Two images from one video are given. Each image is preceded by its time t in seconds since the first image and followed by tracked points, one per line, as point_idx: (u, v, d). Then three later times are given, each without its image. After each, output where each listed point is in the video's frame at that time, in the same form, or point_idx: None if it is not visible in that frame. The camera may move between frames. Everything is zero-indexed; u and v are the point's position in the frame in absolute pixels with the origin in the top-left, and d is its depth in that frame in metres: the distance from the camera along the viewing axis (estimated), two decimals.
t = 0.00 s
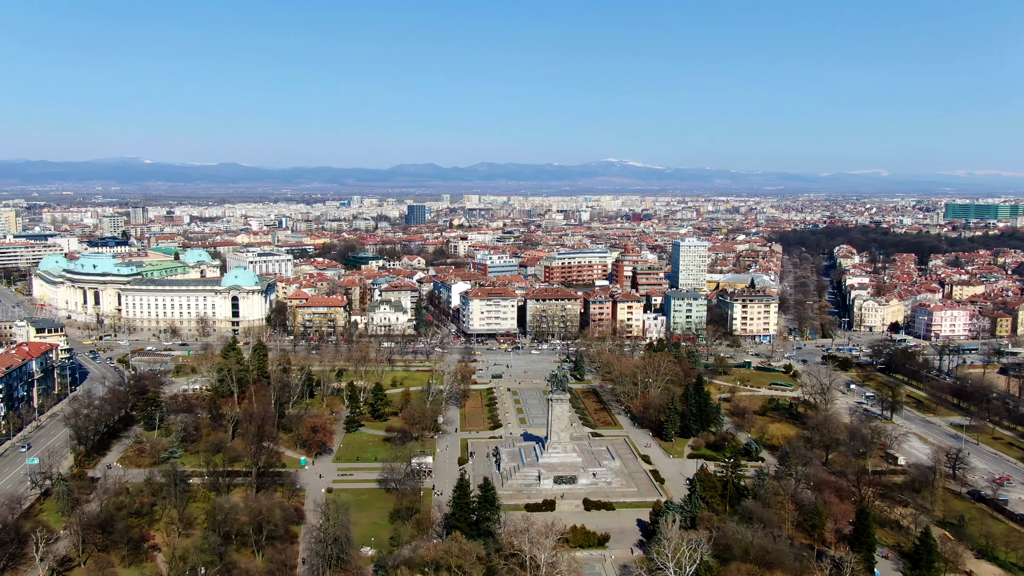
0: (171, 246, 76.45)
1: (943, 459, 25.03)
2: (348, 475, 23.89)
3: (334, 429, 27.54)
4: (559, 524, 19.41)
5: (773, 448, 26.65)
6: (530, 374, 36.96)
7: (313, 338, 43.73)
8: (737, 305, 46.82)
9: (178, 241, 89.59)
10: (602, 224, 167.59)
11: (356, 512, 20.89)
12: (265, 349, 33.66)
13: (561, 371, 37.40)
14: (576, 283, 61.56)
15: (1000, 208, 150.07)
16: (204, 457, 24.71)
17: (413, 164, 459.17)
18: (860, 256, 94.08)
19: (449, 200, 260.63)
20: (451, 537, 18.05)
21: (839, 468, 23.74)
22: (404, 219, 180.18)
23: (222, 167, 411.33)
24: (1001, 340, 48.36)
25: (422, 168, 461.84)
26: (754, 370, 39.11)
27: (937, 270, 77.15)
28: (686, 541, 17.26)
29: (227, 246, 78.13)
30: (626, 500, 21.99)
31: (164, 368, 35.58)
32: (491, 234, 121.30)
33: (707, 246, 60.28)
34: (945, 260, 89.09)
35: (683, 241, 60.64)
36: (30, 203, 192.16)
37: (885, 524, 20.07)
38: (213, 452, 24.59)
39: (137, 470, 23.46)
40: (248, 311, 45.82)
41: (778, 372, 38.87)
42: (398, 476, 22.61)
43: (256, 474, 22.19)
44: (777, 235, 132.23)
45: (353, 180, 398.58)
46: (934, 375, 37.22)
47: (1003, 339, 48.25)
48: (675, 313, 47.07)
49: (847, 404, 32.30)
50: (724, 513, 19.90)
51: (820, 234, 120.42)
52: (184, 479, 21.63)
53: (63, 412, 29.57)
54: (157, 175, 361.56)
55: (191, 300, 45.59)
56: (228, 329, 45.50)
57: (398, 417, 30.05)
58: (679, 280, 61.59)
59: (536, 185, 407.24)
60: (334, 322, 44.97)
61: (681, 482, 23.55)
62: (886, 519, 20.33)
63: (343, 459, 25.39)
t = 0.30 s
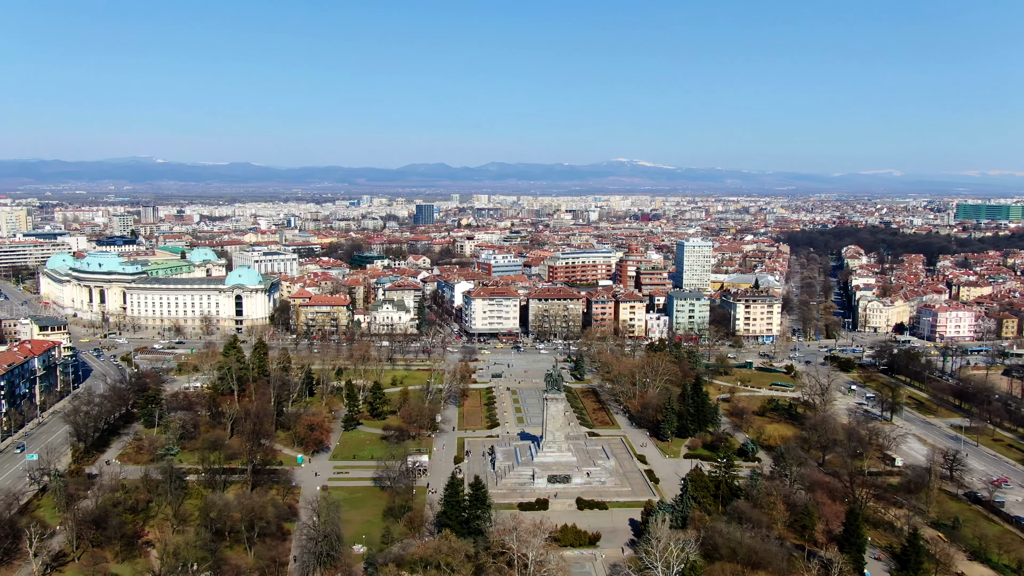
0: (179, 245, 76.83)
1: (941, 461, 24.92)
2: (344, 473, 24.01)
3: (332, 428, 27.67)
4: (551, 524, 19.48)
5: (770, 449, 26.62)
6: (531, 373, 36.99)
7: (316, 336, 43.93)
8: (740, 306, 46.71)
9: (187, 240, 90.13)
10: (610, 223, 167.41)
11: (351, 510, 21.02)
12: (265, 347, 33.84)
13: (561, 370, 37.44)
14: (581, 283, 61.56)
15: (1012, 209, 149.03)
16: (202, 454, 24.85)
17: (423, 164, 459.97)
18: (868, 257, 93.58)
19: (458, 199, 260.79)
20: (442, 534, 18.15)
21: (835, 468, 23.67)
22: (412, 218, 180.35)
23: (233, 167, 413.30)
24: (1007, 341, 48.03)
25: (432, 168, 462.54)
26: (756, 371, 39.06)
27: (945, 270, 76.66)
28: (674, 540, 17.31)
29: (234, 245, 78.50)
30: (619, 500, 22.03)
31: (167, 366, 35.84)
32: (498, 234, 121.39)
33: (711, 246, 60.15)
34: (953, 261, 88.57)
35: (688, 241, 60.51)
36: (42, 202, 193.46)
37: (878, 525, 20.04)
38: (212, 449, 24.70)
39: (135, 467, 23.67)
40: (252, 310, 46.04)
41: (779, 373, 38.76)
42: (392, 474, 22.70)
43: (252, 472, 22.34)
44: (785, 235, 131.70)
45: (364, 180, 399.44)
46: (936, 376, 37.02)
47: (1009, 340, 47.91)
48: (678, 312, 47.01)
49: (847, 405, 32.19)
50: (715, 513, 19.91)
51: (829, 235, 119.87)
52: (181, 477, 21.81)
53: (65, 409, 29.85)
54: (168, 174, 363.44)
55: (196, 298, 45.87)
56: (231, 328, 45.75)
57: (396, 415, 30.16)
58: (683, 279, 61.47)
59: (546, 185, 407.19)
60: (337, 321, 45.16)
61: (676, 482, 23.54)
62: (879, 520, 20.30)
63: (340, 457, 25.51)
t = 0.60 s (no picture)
0: (186, 244, 77.26)
1: (939, 462, 24.81)
2: (340, 471, 24.12)
3: (330, 426, 27.80)
4: (542, 524, 19.51)
5: (766, 449, 26.58)
6: (531, 373, 37.03)
7: (318, 335, 44.13)
8: (743, 306, 46.59)
9: (195, 238, 90.57)
10: (618, 224, 167.24)
11: (345, 508, 21.14)
12: (266, 346, 34.01)
13: (562, 370, 37.46)
14: (585, 283, 61.56)
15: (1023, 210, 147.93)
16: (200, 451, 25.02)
17: (433, 163, 460.12)
18: (876, 257, 93.04)
19: (467, 199, 261.01)
20: (432, 532, 18.23)
21: (830, 468, 23.60)
22: (420, 218, 180.60)
23: (244, 167, 415.21)
24: (1012, 343, 47.71)
25: (442, 167, 463.20)
26: (757, 371, 39.00)
27: (952, 272, 76.19)
28: (663, 539, 17.34)
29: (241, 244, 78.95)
30: (613, 499, 22.05)
31: (170, 365, 36.09)
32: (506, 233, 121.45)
33: (716, 246, 60.01)
34: (962, 261, 88.05)
35: (692, 242, 60.41)
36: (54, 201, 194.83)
37: (870, 526, 20.01)
38: (210, 447, 24.88)
39: (133, 464, 23.86)
40: (256, 309, 46.30)
41: (780, 373, 38.64)
42: (387, 472, 22.79)
43: (248, 470, 22.47)
44: (794, 235, 131.18)
45: (374, 180, 400.34)
46: (939, 377, 36.83)
47: (1015, 342, 47.60)
48: (680, 313, 46.93)
49: (847, 406, 32.07)
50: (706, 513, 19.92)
51: (837, 235, 119.29)
52: (177, 474, 21.97)
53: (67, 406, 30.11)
54: (180, 174, 365.24)
55: (200, 297, 46.16)
56: (235, 326, 46.01)
57: (394, 414, 30.26)
58: (687, 280, 61.36)
59: (555, 185, 407.03)
60: (340, 320, 45.34)
61: (670, 481, 23.55)
62: (872, 521, 20.27)
63: (337, 455, 25.65)
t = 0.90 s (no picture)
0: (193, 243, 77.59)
1: (935, 464, 24.70)
2: (335, 469, 24.24)
3: (327, 425, 27.90)
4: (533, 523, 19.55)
5: (763, 450, 26.54)
6: (531, 373, 37.04)
7: (321, 334, 44.29)
8: (746, 307, 46.40)
9: (202, 238, 90.94)
10: (626, 224, 167.04)
11: (338, 506, 21.25)
12: (266, 344, 34.15)
13: (562, 370, 37.45)
14: (588, 282, 61.52)
15: None
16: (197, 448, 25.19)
17: (443, 163, 460.52)
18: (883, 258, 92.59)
19: (475, 199, 261.10)
20: (422, 531, 18.30)
21: (825, 468, 23.53)
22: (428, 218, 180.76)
23: (254, 167, 416.62)
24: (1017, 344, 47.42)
25: (451, 167, 463.83)
26: (757, 372, 38.90)
27: (960, 272, 75.76)
28: (652, 538, 17.37)
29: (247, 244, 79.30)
30: (606, 499, 22.06)
31: (172, 363, 36.31)
32: (512, 233, 121.36)
33: (720, 246, 59.87)
34: (970, 262, 87.44)
35: (695, 242, 60.28)
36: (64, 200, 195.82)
37: (863, 528, 19.96)
38: (206, 445, 25.04)
39: (131, 461, 24.05)
40: (259, 308, 46.53)
41: (781, 374, 38.53)
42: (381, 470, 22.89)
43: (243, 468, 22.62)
44: (801, 235, 130.67)
45: (383, 179, 401.11)
46: (941, 378, 36.64)
47: (1019, 343, 47.30)
48: (683, 313, 46.80)
49: (846, 407, 31.96)
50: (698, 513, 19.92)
51: (845, 236, 118.73)
52: (173, 472, 22.14)
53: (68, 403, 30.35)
54: (190, 174, 366.86)
55: (203, 295, 46.43)
56: (238, 325, 46.25)
57: (391, 413, 30.33)
58: (691, 280, 61.25)
59: (564, 185, 406.99)
60: (342, 319, 45.47)
61: (664, 481, 23.53)
62: (864, 522, 20.24)
63: (333, 453, 25.78)
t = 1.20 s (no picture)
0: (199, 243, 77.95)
1: (932, 465, 24.60)
2: (330, 467, 24.34)
3: (325, 425, 28.00)
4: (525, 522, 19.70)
5: (759, 451, 26.47)
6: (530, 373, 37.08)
7: (323, 332, 44.47)
8: (748, 307, 46.24)
9: (209, 238, 91.31)
10: (633, 224, 166.84)
11: (333, 503, 21.37)
12: (266, 344, 34.31)
13: (561, 370, 37.45)
14: (592, 282, 61.53)
15: None
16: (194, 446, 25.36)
17: (452, 163, 460.57)
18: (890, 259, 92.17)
19: (483, 199, 261.16)
20: (412, 530, 18.38)
21: (819, 467, 23.48)
22: (435, 218, 180.91)
23: (263, 166, 418.29)
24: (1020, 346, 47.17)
25: (460, 167, 464.64)
26: (758, 372, 38.82)
27: (966, 273, 75.38)
28: (639, 535, 17.40)
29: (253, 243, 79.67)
30: (598, 498, 22.09)
31: (173, 362, 36.54)
32: (519, 233, 121.36)
33: (723, 246, 59.77)
34: (978, 263, 86.90)
35: (698, 242, 60.17)
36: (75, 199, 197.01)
37: (854, 529, 19.93)
38: (203, 442, 25.22)
39: (128, 458, 24.24)
40: (261, 307, 46.73)
41: (781, 374, 38.43)
42: (377, 468, 22.96)
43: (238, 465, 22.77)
44: (809, 236, 130.17)
45: (392, 179, 401.77)
46: (942, 379, 36.51)
47: None
48: (684, 313, 46.71)
49: (845, 408, 31.86)
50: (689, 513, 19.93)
51: (852, 236, 118.22)
52: (169, 470, 22.33)
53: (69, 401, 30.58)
54: (199, 173, 368.31)
55: (207, 295, 46.69)
56: (240, 324, 46.50)
57: (389, 412, 30.43)
58: (694, 281, 61.16)
59: (573, 185, 406.69)
60: (344, 318, 45.64)
61: (658, 481, 23.54)
62: (856, 522, 20.25)
63: (329, 452, 25.90)
